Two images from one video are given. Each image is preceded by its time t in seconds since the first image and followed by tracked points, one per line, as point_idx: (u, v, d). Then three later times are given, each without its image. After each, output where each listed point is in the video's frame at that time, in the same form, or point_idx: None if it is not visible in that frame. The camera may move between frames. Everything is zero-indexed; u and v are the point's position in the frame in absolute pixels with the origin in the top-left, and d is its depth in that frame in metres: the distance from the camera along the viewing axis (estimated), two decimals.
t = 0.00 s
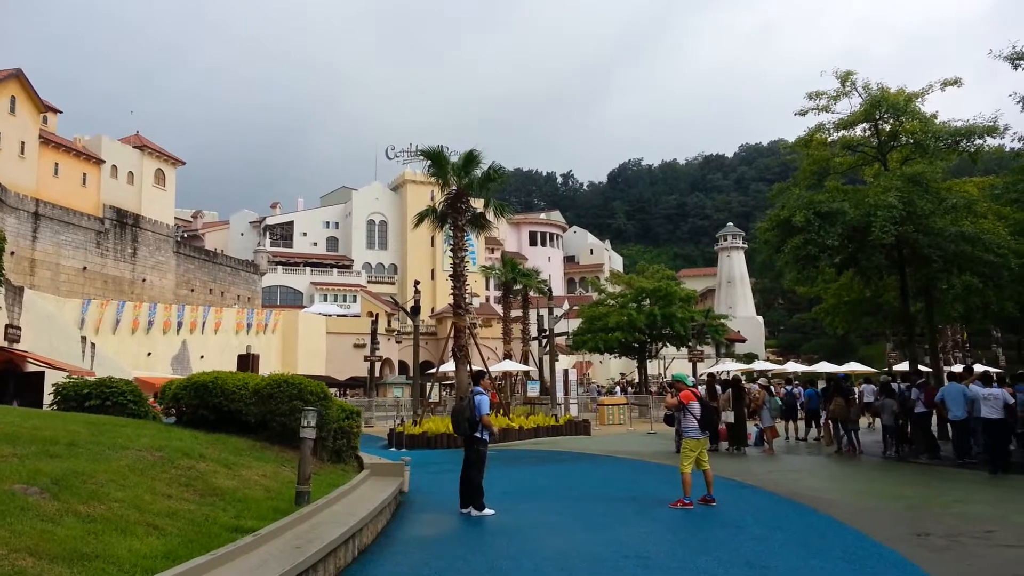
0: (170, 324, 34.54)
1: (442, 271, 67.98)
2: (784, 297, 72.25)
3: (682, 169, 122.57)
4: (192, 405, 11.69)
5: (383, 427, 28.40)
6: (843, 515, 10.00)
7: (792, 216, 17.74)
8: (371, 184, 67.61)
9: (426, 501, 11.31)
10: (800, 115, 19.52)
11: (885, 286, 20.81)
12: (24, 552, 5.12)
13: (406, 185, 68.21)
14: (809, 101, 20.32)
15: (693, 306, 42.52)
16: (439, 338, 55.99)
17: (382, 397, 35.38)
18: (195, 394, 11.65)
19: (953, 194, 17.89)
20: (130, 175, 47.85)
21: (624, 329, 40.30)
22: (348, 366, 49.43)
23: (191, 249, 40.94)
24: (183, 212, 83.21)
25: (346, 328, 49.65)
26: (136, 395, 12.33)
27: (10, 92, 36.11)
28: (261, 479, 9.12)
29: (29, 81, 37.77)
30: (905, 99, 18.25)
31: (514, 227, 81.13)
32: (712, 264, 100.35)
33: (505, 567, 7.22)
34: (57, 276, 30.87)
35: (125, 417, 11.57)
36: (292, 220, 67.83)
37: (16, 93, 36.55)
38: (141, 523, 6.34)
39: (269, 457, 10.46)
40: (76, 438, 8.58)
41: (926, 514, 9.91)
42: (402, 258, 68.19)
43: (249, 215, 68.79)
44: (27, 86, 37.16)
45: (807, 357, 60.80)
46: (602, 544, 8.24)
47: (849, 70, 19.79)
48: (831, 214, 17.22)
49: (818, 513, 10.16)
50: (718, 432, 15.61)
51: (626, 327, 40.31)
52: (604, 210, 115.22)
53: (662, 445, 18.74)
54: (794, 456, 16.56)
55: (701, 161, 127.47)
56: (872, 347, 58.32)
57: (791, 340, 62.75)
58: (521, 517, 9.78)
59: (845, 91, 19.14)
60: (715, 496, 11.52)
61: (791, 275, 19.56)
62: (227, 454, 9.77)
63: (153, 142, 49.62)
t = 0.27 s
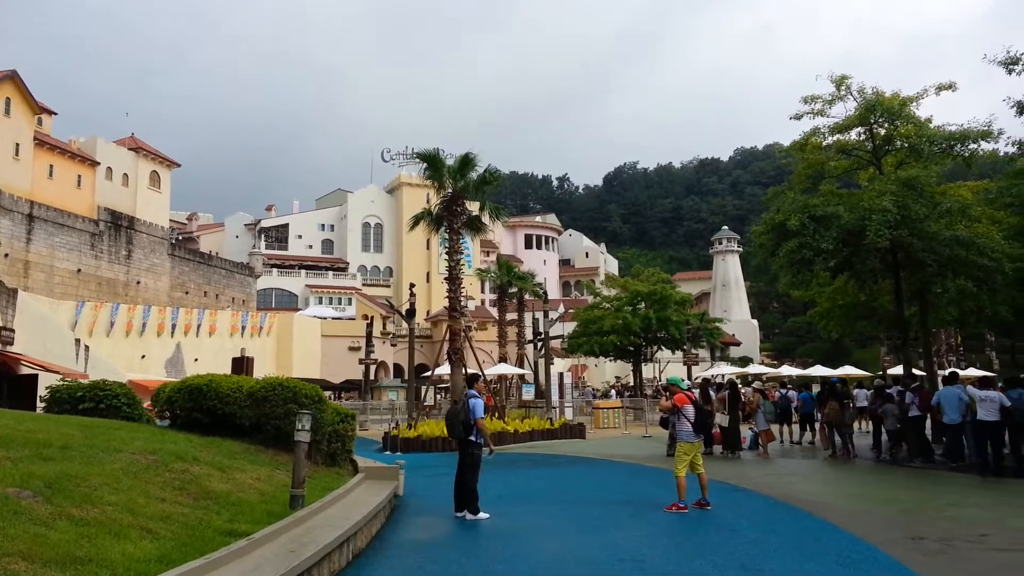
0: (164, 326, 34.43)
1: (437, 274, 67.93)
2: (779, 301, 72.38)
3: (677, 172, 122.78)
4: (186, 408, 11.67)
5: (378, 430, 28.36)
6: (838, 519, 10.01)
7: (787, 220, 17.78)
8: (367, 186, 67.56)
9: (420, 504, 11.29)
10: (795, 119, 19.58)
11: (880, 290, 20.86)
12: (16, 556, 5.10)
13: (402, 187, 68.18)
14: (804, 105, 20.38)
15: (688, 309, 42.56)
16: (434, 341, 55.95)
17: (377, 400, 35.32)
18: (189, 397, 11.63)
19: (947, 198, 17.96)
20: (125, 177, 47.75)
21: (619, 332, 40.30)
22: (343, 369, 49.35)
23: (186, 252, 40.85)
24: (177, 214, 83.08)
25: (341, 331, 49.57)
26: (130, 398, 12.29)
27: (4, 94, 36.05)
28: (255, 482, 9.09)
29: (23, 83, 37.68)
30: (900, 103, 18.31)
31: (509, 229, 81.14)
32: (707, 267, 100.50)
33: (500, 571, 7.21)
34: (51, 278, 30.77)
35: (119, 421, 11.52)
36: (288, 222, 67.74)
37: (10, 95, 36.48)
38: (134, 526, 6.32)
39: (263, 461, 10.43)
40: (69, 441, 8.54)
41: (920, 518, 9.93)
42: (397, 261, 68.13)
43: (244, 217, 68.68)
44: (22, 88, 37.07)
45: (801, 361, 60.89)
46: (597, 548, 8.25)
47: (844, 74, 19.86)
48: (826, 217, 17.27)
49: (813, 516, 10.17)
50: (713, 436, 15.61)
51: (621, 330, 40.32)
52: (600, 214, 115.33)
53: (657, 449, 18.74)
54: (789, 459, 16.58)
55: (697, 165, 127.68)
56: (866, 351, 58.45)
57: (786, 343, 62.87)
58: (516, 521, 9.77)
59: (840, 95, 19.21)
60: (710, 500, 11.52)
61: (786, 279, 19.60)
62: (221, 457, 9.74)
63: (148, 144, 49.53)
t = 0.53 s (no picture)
0: (153, 328, 34.25)
1: (428, 275, 67.87)
2: (768, 302, 72.68)
3: (668, 174, 123.16)
4: (175, 410, 11.62)
5: (368, 432, 28.30)
6: (827, 519, 10.07)
7: (777, 221, 17.87)
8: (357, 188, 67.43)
9: (410, 506, 11.28)
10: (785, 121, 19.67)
11: (868, 291, 20.98)
12: (2, 560, 5.06)
13: (393, 189, 68.10)
14: (794, 107, 20.49)
15: (678, 311, 42.68)
16: (425, 342, 55.89)
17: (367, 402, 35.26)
18: (178, 399, 11.58)
19: (935, 200, 18.09)
20: (113, 178, 47.49)
21: (610, 334, 40.36)
22: (333, 371, 49.24)
23: (175, 253, 40.66)
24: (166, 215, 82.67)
25: (331, 332, 49.46)
26: (118, 400, 12.23)
27: None
28: (244, 485, 9.06)
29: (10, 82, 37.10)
30: (888, 105, 18.43)
31: (500, 231, 81.17)
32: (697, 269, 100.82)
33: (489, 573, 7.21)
34: (39, 280, 30.56)
35: (106, 423, 11.46)
36: (278, 223, 67.55)
37: None
38: (123, 529, 6.28)
39: (252, 463, 10.39)
40: (57, 444, 8.50)
41: (908, 518, 9.99)
42: (388, 263, 68.05)
43: (233, 218, 68.43)
44: (9, 88, 36.50)
45: (791, 362, 61.16)
46: (587, 549, 8.25)
47: (833, 77, 19.98)
48: (815, 219, 17.36)
49: (801, 517, 10.22)
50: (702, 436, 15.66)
51: (611, 331, 40.39)
52: (590, 216, 115.53)
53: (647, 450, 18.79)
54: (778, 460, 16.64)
55: (687, 167, 128.10)
56: (855, 352, 58.75)
57: (775, 344, 63.15)
58: (506, 522, 9.77)
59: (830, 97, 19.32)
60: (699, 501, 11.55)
61: (776, 280, 19.68)
62: (209, 460, 9.69)
63: (137, 146, 49.29)
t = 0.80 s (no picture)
0: (135, 329, 33.95)
1: (413, 277, 67.70)
2: (752, 304, 73.12)
3: (652, 176, 123.61)
4: (157, 412, 11.54)
5: (352, 434, 28.20)
6: (809, 519, 10.13)
7: (760, 224, 17.99)
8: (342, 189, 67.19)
9: (394, 508, 11.28)
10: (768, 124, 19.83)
11: (850, 292, 21.13)
12: None
13: (378, 190, 67.90)
14: (777, 110, 20.65)
15: (662, 312, 42.84)
16: (409, 344, 55.77)
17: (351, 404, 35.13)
18: (160, 401, 11.51)
19: (916, 203, 18.28)
20: (95, 178, 47.03)
21: (594, 335, 40.43)
22: (317, 373, 49.02)
23: (157, 254, 40.34)
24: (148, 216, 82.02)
25: (315, 334, 49.24)
26: (99, 402, 12.11)
27: None
28: (226, 487, 9.01)
29: None
30: (870, 108, 18.61)
31: (485, 232, 81.14)
32: (681, 271, 101.29)
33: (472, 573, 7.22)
34: (20, 281, 30.21)
35: (87, 425, 11.35)
36: (262, 224, 67.19)
37: None
38: (102, 532, 6.23)
39: (235, 465, 10.33)
40: (37, 446, 8.41)
41: (889, 518, 10.07)
42: (373, 264, 67.83)
43: (217, 219, 67.99)
44: None
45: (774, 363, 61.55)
46: (571, 549, 8.29)
47: (815, 80, 20.15)
48: (797, 222, 17.50)
49: (783, 518, 10.27)
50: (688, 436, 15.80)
51: (596, 333, 40.46)
52: (575, 217, 115.77)
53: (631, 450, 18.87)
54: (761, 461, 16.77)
55: (671, 169, 128.65)
56: (837, 353, 59.24)
57: (758, 346, 63.54)
58: (490, 524, 9.78)
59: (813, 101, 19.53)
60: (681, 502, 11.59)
61: (759, 282, 19.80)
62: (192, 462, 9.63)
63: (119, 145, 48.87)
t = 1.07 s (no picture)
0: (116, 330, 33.63)
1: (397, 277, 67.50)
2: (734, 304, 73.60)
3: (636, 178, 124.12)
4: (137, 414, 11.43)
5: (336, 435, 28.08)
6: (790, 519, 10.21)
7: (742, 225, 18.13)
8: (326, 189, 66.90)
9: (378, 509, 11.24)
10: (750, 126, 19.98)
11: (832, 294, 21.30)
12: None
13: (362, 190, 67.64)
14: (759, 113, 20.78)
15: (646, 313, 43.00)
16: (393, 345, 55.60)
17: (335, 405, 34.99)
18: (140, 402, 11.40)
19: (896, 205, 18.48)
20: (76, 177, 46.54)
21: (578, 336, 40.51)
22: (300, 374, 48.76)
23: (139, 254, 39.98)
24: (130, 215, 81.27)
25: (299, 335, 48.98)
26: (79, 403, 11.99)
27: None
28: (208, 489, 8.94)
29: None
30: (851, 111, 18.81)
31: (470, 233, 81.08)
32: (665, 272, 101.71)
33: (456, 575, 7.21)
34: None
35: (67, 427, 11.23)
36: (245, 224, 66.76)
37: None
38: (81, 535, 6.16)
39: (216, 467, 10.26)
40: (15, 448, 8.31)
41: (869, 517, 10.18)
42: (357, 265, 67.57)
43: (199, 219, 67.50)
44: None
45: (757, 364, 61.95)
46: (555, 550, 8.31)
47: (797, 83, 20.30)
48: (779, 223, 17.65)
49: (765, 517, 10.35)
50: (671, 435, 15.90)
51: (580, 334, 40.54)
52: (560, 218, 116.00)
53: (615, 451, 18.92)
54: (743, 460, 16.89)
55: (655, 170, 129.21)
56: (818, 354, 59.71)
57: (741, 346, 63.94)
58: (473, 525, 9.78)
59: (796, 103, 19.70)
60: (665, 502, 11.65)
61: (741, 283, 19.93)
62: (173, 464, 9.56)
63: (100, 145, 48.38)
